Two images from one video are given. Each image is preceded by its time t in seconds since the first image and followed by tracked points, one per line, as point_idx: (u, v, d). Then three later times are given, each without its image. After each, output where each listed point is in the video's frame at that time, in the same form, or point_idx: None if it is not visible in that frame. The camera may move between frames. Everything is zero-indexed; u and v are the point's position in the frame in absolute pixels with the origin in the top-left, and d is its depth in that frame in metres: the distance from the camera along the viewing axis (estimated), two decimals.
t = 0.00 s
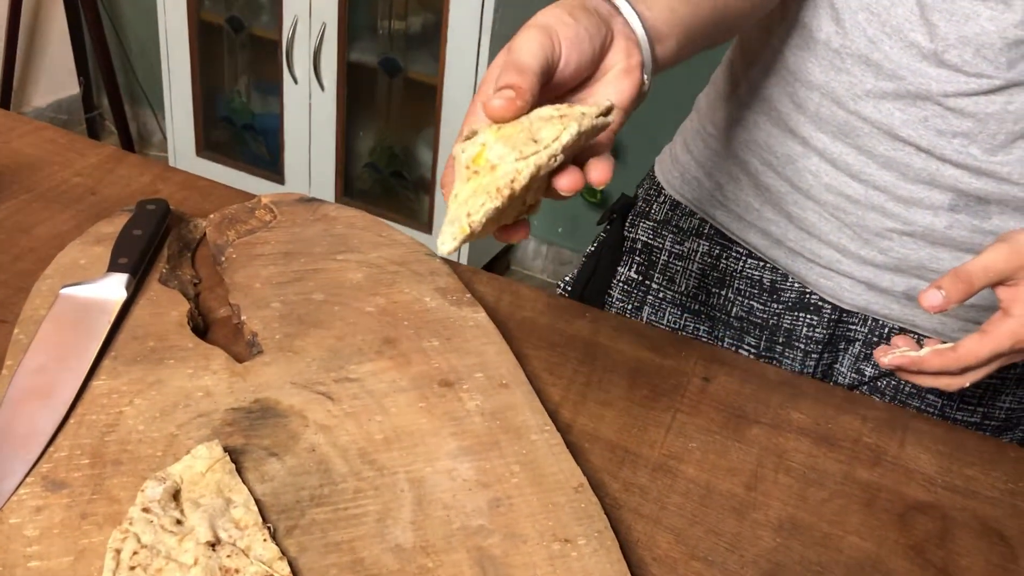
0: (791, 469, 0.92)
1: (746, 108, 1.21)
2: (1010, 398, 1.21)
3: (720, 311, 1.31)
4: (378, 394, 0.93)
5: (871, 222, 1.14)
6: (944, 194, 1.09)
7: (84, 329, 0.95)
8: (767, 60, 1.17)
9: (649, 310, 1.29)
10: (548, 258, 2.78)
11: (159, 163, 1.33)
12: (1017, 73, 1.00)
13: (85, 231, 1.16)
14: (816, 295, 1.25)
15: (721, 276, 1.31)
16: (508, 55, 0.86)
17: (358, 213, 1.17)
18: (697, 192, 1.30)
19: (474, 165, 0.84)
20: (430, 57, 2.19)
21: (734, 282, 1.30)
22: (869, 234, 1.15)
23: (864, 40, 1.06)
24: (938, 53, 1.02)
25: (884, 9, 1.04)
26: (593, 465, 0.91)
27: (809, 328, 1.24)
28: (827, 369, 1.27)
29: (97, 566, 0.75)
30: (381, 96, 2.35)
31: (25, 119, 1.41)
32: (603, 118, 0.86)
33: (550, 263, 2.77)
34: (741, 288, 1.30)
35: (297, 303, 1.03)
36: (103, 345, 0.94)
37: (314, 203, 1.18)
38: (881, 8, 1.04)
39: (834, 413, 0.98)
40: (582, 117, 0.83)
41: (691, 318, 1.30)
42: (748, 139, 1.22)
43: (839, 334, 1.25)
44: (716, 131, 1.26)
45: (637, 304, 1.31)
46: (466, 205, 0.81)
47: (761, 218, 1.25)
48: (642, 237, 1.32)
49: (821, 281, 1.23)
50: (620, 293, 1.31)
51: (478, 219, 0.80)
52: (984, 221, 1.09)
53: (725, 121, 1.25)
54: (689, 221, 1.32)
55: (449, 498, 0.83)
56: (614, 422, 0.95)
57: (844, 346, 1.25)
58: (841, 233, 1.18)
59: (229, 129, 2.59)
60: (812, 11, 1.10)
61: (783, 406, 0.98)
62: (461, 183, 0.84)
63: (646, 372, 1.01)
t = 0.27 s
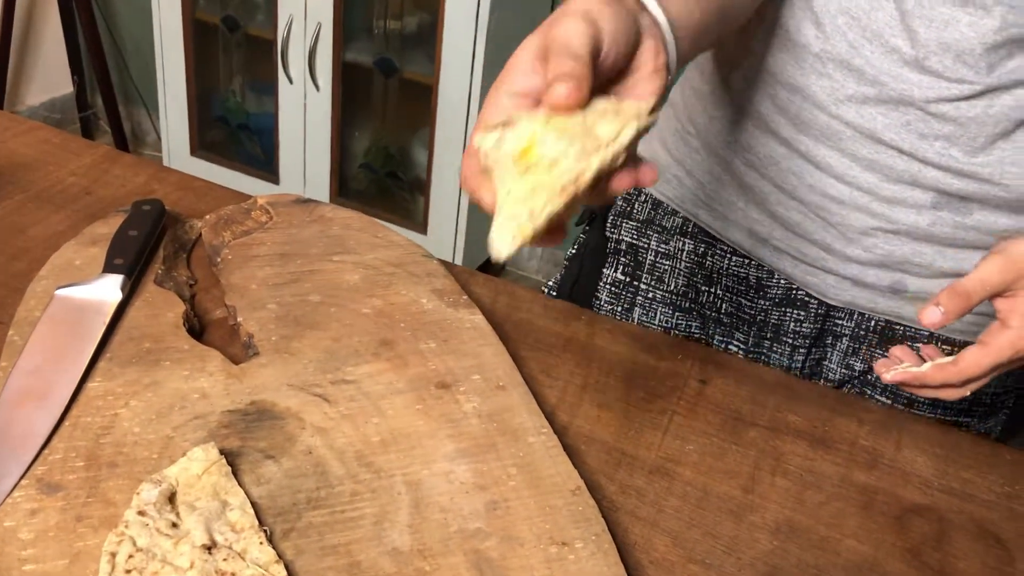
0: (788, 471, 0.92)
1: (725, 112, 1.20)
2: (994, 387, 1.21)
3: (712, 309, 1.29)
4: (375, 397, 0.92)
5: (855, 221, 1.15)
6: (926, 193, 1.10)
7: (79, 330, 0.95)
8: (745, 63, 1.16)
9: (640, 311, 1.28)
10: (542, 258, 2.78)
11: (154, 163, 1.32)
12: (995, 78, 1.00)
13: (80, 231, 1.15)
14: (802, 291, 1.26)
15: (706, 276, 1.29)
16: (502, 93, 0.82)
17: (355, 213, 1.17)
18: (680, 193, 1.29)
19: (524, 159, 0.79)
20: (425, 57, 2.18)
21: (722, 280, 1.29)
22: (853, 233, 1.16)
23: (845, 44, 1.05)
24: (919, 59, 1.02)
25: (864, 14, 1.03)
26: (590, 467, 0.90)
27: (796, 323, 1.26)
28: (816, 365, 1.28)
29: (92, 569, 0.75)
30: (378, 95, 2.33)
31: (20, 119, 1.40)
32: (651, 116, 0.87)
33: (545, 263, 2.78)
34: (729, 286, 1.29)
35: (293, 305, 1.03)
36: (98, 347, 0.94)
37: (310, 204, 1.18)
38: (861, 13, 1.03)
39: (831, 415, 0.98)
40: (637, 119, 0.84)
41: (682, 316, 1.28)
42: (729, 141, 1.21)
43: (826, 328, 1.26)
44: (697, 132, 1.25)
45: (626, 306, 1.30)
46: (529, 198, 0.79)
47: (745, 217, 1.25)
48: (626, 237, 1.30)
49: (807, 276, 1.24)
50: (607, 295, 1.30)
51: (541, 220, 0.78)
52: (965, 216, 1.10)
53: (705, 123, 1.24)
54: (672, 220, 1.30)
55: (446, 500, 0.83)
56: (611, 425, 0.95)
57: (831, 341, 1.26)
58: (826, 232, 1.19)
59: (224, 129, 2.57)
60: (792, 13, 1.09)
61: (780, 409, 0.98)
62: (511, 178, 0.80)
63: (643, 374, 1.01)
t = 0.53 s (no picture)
0: (792, 470, 0.91)
1: (686, 120, 1.16)
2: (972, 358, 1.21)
3: (689, 310, 1.31)
4: (377, 394, 0.92)
5: (831, 217, 1.14)
6: (895, 183, 1.10)
7: (79, 327, 0.94)
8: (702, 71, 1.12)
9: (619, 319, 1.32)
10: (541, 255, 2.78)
11: (154, 159, 1.32)
12: (959, 71, 1.01)
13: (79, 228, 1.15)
14: (780, 285, 1.24)
15: (683, 277, 1.29)
16: (456, 199, 0.80)
17: (356, 210, 1.16)
18: (649, 199, 1.26)
19: (482, 300, 0.72)
20: (426, 55, 2.17)
21: (698, 280, 1.29)
22: (829, 228, 1.15)
23: (807, 48, 1.03)
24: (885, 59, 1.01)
25: (825, 17, 1.02)
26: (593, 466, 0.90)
27: (777, 317, 1.25)
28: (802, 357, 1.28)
29: (92, 567, 0.74)
30: (377, 92, 2.33)
31: (19, 114, 1.39)
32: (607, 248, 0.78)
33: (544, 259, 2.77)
34: (705, 286, 1.28)
35: (295, 302, 1.02)
36: (99, 344, 0.93)
37: (311, 201, 1.17)
38: (822, 17, 1.02)
39: (835, 414, 0.98)
40: (593, 259, 0.75)
41: (661, 320, 1.32)
42: (693, 148, 1.18)
43: (807, 320, 1.25)
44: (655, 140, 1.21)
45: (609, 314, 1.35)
46: (485, 343, 0.71)
47: (715, 219, 1.22)
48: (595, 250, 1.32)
49: (781, 273, 1.22)
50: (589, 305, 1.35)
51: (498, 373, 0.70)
52: (934, 200, 1.12)
53: (662, 132, 1.20)
54: (641, 227, 1.29)
55: (449, 499, 0.83)
56: (614, 423, 0.95)
57: (814, 333, 1.26)
58: (800, 228, 1.17)
59: (223, 126, 2.56)
60: (745, 18, 1.06)
61: (783, 407, 0.98)
62: (467, 320, 0.72)
63: (645, 372, 1.01)
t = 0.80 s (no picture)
0: (794, 467, 0.91)
1: (640, 121, 1.16)
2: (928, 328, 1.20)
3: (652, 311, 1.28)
4: (379, 390, 0.92)
5: (792, 206, 1.15)
6: (848, 168, 1.12)
7: (80, 321, 0.94)
8: (648, 75, 1.12)
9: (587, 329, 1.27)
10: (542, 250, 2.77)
11: (155, 154, 1.31)
12: (896, 57, 1.04)
13: (81, 222, 1.15)
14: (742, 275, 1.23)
15: (644, 276, 1.26)
16: (390, 258, 0.82)
17: (358, 205, 1.16)
18: (604, 202, 1.24)
19: (433, 360, 0.73)
20: (426, 50, 2.17)
21: (659, 280, 1.26)
22: (790, 217, 1.16)
23: (756, 46, 1.05)
24: (826, 54, 1.04)
25: (768, 19, 1.04)
26: (594, 463, 0.90)
27: (741, 306, 1.23)
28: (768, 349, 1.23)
29: (94, 561, 0.74)
30: (378, 88, 2.32)
31: (20, 109, 1.39)
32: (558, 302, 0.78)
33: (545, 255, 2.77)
34: (667, 284, 1.26)
35: (297, 297, 1.02)
36: (100, 338, 0.93)
37: (313, 196, 1.17)
38: (765, 18, 1.04)
39: (838, 411, 0.98)
40: (544, 317, 0.76)
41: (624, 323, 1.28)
42: (646, 149, 1.17)
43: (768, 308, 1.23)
44: (604, 146, 1.20)
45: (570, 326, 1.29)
46: (438, 408, 0.71)
47: (674, 216, 1.21)
48: (553, 255, 1.27)
49: (743, 264, 1.21)
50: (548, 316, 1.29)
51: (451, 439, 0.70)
52: (885, 177, 1.14)
53: (611, 138, 1.19)
54: (599, 230, 1.27)
55: (452, 494, 0.83)
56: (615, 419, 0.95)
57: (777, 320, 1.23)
58: (762, 220, 1.17)
59: (224, 121, 2.55)
60: (686, 23, 1.07)
61: (785, 404, 0.98)
62: (418, 383, 0.72)
63: (648, 368, 1.00)
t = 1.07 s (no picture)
0: (799, 460, 0.91)
1: (615, 122, 1.12)
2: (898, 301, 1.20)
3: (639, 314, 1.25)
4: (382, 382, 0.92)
5: (774, 196, 1.12)
6: (826, 155, 1.11)
7: (83, 313, 0.94)
8: (620, 77, 1.09)
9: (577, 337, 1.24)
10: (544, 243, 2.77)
11: (158, 146, 1.31)
12: (866, 40, 1.04)
13: (84, 214, 1.14)
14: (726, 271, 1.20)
15: (630, 278, 1.24)
16: (364, 249, 0.80)
17: (361, 198, 1.16)
18: (584, 204, 1.22)
19: (427, 334, 0.72)
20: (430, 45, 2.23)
21: (644, 281, 1.24)
22: (773, 208, 1.13)
23: (729, 40, 1.03)
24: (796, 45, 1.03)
25: (735, 14, 1.02)
26: (599, 455, 0.90)
27: (725, 303, 1.20)
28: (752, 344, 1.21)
29: (98, 553, 0.74)
30: (381, 81, 2.31)
31: (23, 101, 1.39)
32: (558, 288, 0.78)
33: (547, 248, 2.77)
34: (653, 285, 1.23)
35: (300, 289, 1.02)
36: (103, 330, 0.93)
37: (316, 188, 1.17)
38: (733, 15, 1.02)
39: (842, 403, 0.97)
40: (546, 296, 0.76)
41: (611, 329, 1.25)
42: (624, 149, 1.13)
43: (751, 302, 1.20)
44: (577, 150, 1.17)
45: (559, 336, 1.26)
46: (434, 380, 0.68)
47: (656, 216, 1.18)
48: (538, 262, 1.26)
49: (730, 261, 1.18)
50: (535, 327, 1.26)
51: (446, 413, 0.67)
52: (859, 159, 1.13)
53: (584, 142, 1.16)
54: (582, 234, 1.24)
55: (456, 486, 0.82)
56: (620, 411, 0.94)
57: (759, 313, 1.21)
58: (745, 213, 1.14)
59: (225, 115, 2.54)
60: (656, 24, 1.04)
61: (789, 397, 0.97)
62: (412, 357, 0.70)
63: (651, 361, 1.00)
